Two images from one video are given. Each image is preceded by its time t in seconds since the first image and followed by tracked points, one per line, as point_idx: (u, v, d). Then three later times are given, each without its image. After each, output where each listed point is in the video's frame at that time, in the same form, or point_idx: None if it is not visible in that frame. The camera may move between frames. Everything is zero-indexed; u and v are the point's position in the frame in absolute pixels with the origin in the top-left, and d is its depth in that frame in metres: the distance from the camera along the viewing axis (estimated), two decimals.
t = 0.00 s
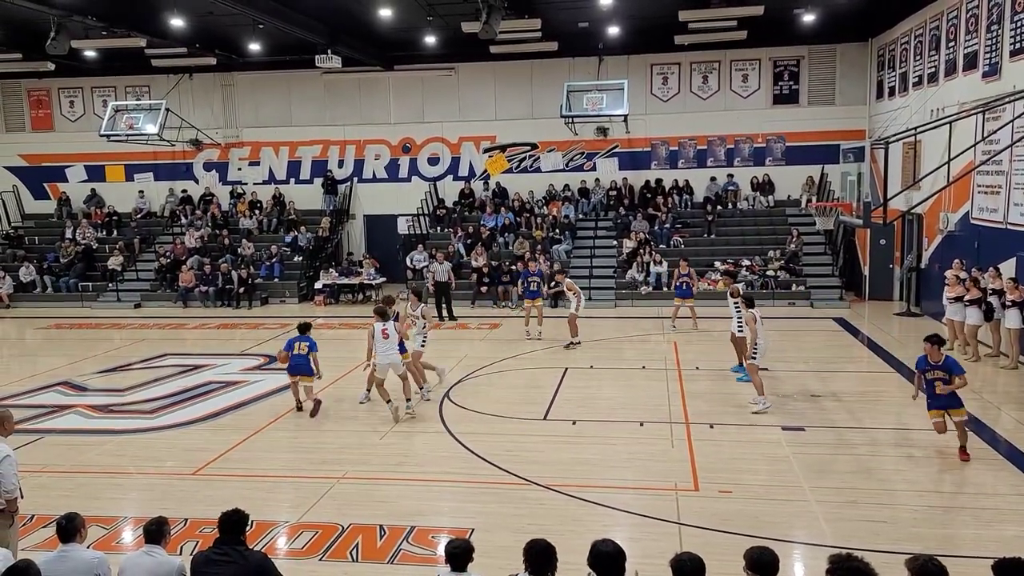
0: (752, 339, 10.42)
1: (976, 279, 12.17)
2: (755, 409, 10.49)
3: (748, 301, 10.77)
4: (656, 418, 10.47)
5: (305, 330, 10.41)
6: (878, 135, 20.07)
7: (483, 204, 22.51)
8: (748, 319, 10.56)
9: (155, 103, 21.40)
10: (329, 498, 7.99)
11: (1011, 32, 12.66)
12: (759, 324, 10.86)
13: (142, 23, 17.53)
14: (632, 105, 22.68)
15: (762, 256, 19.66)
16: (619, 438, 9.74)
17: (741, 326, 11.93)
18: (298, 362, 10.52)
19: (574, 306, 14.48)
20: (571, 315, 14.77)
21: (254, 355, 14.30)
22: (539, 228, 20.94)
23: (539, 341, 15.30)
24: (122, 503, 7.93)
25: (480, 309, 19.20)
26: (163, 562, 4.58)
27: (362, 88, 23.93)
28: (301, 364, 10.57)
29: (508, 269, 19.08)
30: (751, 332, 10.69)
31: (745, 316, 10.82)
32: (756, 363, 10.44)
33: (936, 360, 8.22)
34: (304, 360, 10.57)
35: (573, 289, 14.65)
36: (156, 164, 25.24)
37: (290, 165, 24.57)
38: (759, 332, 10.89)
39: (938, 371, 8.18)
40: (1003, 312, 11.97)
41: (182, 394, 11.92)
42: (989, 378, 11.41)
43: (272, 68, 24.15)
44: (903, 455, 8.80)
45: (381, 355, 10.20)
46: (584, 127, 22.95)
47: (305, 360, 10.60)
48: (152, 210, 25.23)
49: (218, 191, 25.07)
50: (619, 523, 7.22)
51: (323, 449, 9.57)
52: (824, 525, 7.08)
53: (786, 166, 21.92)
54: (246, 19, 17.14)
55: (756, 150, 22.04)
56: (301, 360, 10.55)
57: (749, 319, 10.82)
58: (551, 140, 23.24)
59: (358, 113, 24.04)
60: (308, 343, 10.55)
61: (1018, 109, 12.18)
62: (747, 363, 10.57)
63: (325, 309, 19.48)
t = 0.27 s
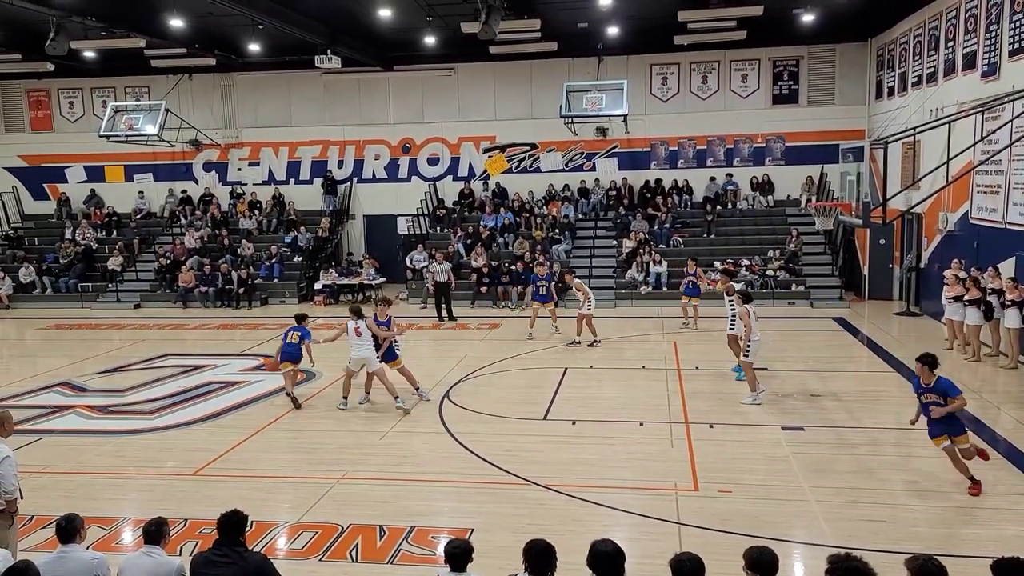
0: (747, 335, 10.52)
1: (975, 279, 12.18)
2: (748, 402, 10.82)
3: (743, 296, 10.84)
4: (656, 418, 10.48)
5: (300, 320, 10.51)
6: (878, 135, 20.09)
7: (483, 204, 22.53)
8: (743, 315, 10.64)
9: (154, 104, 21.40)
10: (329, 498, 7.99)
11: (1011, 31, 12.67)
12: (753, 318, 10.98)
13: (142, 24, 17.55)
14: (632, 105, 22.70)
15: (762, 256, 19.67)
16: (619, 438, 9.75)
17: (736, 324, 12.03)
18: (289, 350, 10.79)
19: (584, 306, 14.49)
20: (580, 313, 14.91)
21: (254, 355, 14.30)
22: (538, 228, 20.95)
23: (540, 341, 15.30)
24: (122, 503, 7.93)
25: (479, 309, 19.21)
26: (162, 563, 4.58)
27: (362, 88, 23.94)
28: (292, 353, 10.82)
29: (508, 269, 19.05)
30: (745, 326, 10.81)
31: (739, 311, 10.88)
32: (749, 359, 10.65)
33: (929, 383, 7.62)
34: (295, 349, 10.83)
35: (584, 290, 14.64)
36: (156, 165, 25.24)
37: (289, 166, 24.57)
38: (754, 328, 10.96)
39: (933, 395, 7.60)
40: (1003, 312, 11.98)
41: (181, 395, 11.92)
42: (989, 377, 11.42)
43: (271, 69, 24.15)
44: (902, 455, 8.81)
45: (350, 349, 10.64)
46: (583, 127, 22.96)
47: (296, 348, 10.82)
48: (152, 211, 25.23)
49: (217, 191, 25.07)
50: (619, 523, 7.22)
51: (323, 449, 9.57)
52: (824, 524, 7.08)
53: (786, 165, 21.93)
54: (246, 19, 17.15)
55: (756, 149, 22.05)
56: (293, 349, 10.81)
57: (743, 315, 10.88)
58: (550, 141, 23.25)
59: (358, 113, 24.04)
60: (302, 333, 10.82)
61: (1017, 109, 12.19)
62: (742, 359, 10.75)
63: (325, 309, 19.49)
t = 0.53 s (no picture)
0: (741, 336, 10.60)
1: (976, 278, 12.18)
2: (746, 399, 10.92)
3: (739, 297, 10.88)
4: (656, 419, 10.48)
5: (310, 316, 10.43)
6: (877, 134, 20.10)
7: (482, 204, 22.54)
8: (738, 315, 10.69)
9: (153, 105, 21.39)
10: (329, 499, 7.99)
11: (1009, 31, 12.68)
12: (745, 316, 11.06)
13: (141, 25, 17.55)
14: (631, 105, 22.71)
15: (762, 256, 19.69)
16: (619, 438, 9.75)
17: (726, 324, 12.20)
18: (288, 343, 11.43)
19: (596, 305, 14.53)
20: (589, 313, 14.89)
21: (254, 356, 14.30)
22: (538, 229, 20.94)
23: (540, 342, 15.30)
24: (122, 505, 7.93)
25: (479, 310, 19.22)
26: (162, 565, 4.57)
27: (361, 89, 23.94)
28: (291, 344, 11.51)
29: (508, 270, 19.04)
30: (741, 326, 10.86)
31: (734, 310, 10.91)
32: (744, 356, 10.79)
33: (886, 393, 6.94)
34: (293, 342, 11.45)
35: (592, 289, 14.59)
36: (155, 166, 25.23)
37: (289, 167, 24.57)
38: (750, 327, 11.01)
39: (889, 406, 6.90)
40: (1003, 312, 11.98)
41: (182, 396, 11.93)
42: (989, 377, 11.44)
43: (270, 70, 24.14)
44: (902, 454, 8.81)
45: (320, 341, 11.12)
46: (582, 127, 22.97)
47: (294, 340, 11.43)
48: (151, 212, 25.23)
49: (217, 193, 25.06)
50: (619, 523, 7.22)
51: (323, 450, 9.57)
52: (824, 524, 7.08)
53: (786, 165, 21.94)
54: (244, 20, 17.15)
55: (755, 149, 22.06)
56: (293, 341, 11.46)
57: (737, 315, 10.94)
58: (550, 141, 23.25)
59: (357, 114, 24.05)
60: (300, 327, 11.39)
61: (1016, 108, 12.20)
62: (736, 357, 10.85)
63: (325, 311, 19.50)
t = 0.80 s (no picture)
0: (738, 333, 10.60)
1: (976, 278, 12.18)
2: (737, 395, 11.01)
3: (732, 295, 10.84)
4: (656, 419, 10.47)
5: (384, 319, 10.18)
6: (876, 134, 20.11)
7: (481, 204, 22.56)
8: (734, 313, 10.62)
9: (152, 106, 21.39)
10: (329, 500, 7.98)
11: (1008, 30, 12.69)
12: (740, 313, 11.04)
13: (140, 27, 17.56)
14: (631, 105, 22.72)
15: (761, 256, 19.69)
16: (619, 438, 9.74)
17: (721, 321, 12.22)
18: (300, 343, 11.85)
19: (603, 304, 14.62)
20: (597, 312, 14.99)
21: (254, 357, 14.29)
22: (538, 229, 20.93)
23: (540, 342, 15.29)
24: (121, 506, 7.92)
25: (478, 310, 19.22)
26: (161, 566, 4.56)
27: (360, 90, 23.94)
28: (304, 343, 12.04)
29: (507, 270, 19.05)
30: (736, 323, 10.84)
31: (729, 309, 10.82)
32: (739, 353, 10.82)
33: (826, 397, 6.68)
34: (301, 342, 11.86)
35: (598, 288, 14.69)
36: (154, 167, 25.22)
37: (288, 168, 24.57)
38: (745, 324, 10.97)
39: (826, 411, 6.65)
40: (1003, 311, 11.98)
41: (181, 397, 11.92)
42: (989, 376, 11.44)
43: (270, 70, 24.14)
44: (902, 454, 8.81)
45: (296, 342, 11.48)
46: (581, 128, 22.97)
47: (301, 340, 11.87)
48: (150, 213, 25.22)
49: (216, 194, 25.06)
50: (619, 523, 7.22)
51: (323, 451, 9.56)
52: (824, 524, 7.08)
53: (785, 165, 21.94)
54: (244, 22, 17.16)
55: (755, 149, 22.06)
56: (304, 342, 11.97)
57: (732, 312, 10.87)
58: (549, 141, 23.25)
59: (356, 115, 24.05)
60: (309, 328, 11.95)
61: (1015, 108, 12.21)
62: (731, 353, 10.86)
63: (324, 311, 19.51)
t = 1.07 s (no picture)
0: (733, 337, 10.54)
1: (976, 278, 12.17)
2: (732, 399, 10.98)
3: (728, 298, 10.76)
4: (655, 419, 10.47)
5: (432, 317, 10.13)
6: (875, 134, 20.12)
7: (481, 205, 22.59)
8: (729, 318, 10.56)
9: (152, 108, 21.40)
10: (330, 501, 7.98)
11: (1007, 30, 12.69)
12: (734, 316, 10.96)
13: (139, 29, 17.57)
14: (630, 106, 22.73)
15: (761, 256, 19.70)
16: (619, 439, 9.74)
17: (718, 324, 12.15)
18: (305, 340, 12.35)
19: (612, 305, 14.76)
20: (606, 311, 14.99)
21: (253, 358, 14.29)
22: (537, 229, 20.92)
23: (540, 343, 15.30)
24: (121, 508, 7.93)
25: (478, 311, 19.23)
26: (160, 567, 4.56)
27: (360, 91, 23.95)
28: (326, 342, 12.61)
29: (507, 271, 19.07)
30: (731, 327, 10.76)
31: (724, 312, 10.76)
32: (734, 357, 10.77)
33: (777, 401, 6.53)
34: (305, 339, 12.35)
35: (609, 288, 14.80)
36: (154, 169, 25.22)
37: (288, 169, 24.58)
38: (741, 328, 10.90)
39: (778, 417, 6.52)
40: (1003, 311, 11.99)
41: (182, 399, 11.93)
42: (988, 376, 11.43)
43: (269, 72, 24.16)
44: (903, 454, 8.81)
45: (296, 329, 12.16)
46: (581, 128, 22.98)
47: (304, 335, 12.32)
48: (150, 215, 25.22)
49: (216, 196, 25.06)
50: (620, 524, 7.21)
51: (323, 452, 9.55)
52: (824, 524, 7.08)
53: (785, 165, 21.93)
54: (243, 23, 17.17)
55: (754, 150, 22.05)
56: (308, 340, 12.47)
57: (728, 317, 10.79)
58: (548, 142, 23.25)
59: (356, 116, 24.06)
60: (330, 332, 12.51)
61: (1014, 107, 12.21)
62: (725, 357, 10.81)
63: (324, 313, 19.51)
